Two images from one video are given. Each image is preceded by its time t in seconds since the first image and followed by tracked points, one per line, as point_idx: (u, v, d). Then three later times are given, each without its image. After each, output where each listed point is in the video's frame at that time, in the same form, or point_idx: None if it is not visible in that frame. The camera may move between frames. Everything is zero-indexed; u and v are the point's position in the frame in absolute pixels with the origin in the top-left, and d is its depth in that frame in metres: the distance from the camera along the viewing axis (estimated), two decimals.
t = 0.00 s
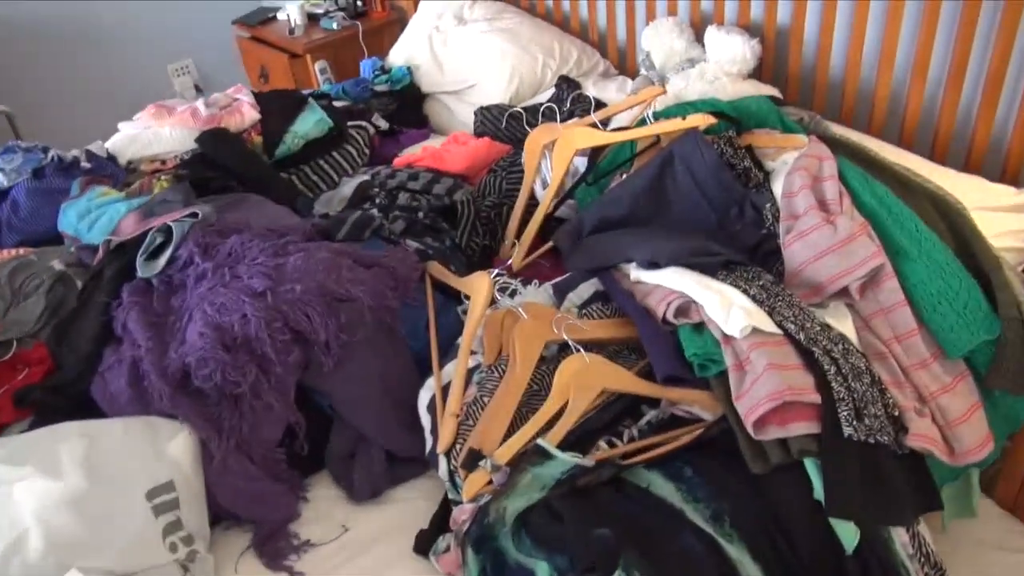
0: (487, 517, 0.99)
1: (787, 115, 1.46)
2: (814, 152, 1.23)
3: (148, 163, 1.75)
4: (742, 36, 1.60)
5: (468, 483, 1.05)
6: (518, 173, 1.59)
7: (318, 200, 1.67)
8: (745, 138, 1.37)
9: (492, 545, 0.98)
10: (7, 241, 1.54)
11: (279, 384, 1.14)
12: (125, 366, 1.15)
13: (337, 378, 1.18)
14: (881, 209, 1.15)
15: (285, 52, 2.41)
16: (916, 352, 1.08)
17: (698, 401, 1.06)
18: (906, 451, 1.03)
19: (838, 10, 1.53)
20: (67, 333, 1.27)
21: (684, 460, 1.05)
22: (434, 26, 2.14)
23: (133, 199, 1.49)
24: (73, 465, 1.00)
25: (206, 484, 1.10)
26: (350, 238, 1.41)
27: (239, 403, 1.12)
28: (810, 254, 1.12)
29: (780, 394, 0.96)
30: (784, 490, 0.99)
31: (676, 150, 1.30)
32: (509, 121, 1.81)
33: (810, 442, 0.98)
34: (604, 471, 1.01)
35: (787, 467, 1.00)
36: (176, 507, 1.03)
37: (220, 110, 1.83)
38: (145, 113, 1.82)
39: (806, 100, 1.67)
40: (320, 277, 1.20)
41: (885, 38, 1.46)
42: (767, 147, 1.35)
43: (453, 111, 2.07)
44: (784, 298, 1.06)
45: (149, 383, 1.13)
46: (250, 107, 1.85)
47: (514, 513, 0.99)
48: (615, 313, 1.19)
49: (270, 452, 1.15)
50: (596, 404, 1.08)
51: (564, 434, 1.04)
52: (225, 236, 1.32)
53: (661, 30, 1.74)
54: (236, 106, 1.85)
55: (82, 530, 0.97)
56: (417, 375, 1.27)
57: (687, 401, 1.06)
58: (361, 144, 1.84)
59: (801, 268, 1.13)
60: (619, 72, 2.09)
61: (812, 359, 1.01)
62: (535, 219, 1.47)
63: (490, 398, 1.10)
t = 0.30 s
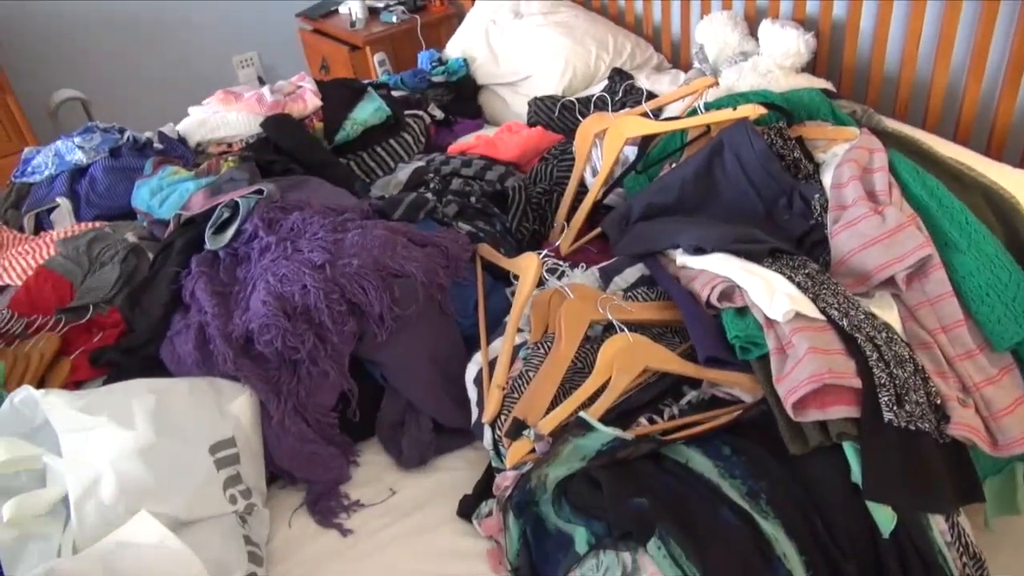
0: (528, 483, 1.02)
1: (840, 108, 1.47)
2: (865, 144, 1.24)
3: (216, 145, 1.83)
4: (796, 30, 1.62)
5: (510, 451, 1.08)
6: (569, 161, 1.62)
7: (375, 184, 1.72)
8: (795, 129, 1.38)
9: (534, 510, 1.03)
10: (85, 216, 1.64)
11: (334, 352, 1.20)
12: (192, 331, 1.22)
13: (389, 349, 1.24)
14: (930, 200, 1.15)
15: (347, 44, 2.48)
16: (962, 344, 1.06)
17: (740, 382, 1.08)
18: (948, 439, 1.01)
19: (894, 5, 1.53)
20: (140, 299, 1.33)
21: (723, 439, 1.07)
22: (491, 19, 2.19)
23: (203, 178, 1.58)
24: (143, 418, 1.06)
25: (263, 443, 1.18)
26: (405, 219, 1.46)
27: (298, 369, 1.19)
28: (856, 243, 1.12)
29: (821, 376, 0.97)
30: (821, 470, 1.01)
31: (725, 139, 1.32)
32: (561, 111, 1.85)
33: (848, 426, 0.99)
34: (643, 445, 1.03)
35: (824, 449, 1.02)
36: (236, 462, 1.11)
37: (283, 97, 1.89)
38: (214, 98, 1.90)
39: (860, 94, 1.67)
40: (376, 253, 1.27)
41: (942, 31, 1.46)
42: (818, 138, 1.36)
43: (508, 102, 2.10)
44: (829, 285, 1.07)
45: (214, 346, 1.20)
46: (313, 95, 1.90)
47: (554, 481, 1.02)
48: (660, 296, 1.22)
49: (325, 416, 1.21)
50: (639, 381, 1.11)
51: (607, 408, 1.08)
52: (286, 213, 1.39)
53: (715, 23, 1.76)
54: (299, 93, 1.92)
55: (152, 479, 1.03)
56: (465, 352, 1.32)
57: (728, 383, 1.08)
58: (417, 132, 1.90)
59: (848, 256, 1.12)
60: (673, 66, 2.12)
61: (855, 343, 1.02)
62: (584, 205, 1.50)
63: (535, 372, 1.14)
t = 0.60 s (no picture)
0: (518, 484, 1.02)
1: (833, 114, 1.47)
2: (857, 150, 1.24)
3: (209, 141, 1.83)
4: (791, 35, 1.62)
5: (500, 452, 1.08)
6: (563, 163, 1.63)
7: (369, 182, 1.71)
8: (788, 134, 1.38)
9: (523, 510, 1.03)
10: (77, 210, 1.63)
11: (325, 351, 1.20)
12: (182, 327, 1.22)
13: (380, 348, 1.24)
14: (921, 207, 1.16)
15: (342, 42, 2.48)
16: (951, 349, 1.06)
17: (728, 385, 1.09)
18: (936, 445, 1.02)
19: (888, 11, 1.53)
20: (129, 295, 1.33)
21: (713, 442, 1.07)
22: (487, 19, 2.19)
23: (196, 173, 1.57)
24: (131, 414, 1.06)
25: (252, 441, 1.17)
26: (398, 218, 1.46)
27: (288, 367, 1.19)
28: (847, 249, 1.12)
29: (810, 380, 0.97)
30: (810, 474, 1.01)
31: (718, 143, 1.32)
32: (555, 112, 1.85)
33: (837, 430, 0.99)
34: (633, 447, 1.03)
35: (812, 452, 1.02)
36: (224, 460, 1.10)
37: (277, 93, 1.89)
38: (207, 94, 1.89)
39: (853, 100, 1.68)
40: (368, 252, 1.27)
41: (936, 38, 1.46)
42: (811, 143, 1.37)
43: (502, 102, 2.10)
44: (819, 290, 1.08)
45: (204, 343, 1.20)
46: (306, 92, 1.90)
47: (544, 482, 1.01)
48: (652, 299, 1.22)
49: (315, 415, 1.20)
50: (629, 384, 1.11)
51: (597, 410, 1.08)
52: (278, 210, 1.38)
53: (710, 27, 1.76)
54: (294, 90, 1.91)
55: (140, 476, 1.02)
56: (455, 353, 1.31)
57: (718, 386, 1.09)
58: (411, 131, 1.90)
59: (839, 261, 1.13)
60: (667, 69, 2.12)
61: (844, 348, 1.02)
62: (579, 207, 1.50)
63: (526, 373, 1.14)
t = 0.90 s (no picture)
0: (518, 484, 1.02)
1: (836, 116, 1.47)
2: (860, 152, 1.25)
3: (212, 139, 1.83)
4: (795, 36, 1.62)
5: (501, 451, 1.09)
6: (565, 163, 1.63)
7: (371, 181, 1.71)
8: (791, 135, 1.38)
9: (523, 510, 1.03)
10: (79, 207, 1.63)
11: (326, 349, 1.20)
12: (184, 325, 1.22)
13: (382, 347, 1.24)
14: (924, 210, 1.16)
15: (345, 41, 2.48)
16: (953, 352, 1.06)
17: (729, 386, 1.09)
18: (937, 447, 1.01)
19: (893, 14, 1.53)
20: (131, 294, 1.33)
21: (713, 443, 1.07)
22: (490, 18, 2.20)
23: (198, 171, 1.58)
24: (132, 412, 1.06)
25: (253, 439, 1.17)
26: (400, 217, 1.46)
27: (289, 365, 1.19)
28: (849, 250, 1.13)
29: (811, 382, 0.97)
30: (811, 476, 1.01)
31: (720, 143, 1.32)
32: (558, 112, 1.85)
33: (837, 432, 0.99)
34: (634, 448, 1.03)
35: (812, 454, 1.02)
36: (225, 458, 1.10)
37: (280, 92, 1.89)
38: (210, 92, 1.89)
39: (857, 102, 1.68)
40: (370, 250, 1.27)
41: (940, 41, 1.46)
42: (814, 145, 1.37)
43: (505, 102, 2.10)
44: (821, 292, 1.08)
45: (205, 340, 1.20)
46: (309, 91, 1.90)
47: (544, 483, 1.01)
48: (653, 300, 1.22)
49: (316, 414, 1.20)
50: (630, 384, 1.12)
51: (598, 411, 1.08)
52: (280, 208, 1.39)
53: (714, 28, 1.76)
54: (297, 89, 1.91)
55: (141, 474, 1.02)
56: (457, 352, 1.31)
57: (720, 387, 1.09)
58: (414, 130, 1.90)
59: (841, 263, 1.13)
60: (671, 69, 2.12)
61: (846, 350, 1.02)
62: (580, 207, 1.50)
63: (527, 372, 1.14)
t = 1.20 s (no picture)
0: (527, 479, 1.02)
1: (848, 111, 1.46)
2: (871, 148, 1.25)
3: (223, 134, 1.83)
4: (807, 31, 1.61)
5: (511, 446, 1.09)
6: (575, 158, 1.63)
7: (381, 176, 1.71)
8: (803, 131, 1.38)
9: (532, 505, 1.02)
10: (91, 202, 1.64)
11: (336, 343, 1.21)
12: (195, 319, 1.22)
13: (391, 341, 1.24)
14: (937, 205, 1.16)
15: (356, 36, 2.48)
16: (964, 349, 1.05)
17: (738, 382, 1.09)
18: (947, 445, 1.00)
19: (906, 8, 1.52)
20: (143, 288, 1.34)
21: (723, 440, 1.06)
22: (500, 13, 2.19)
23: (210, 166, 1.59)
24: (143, 404, 1.06)
25: (263, 432, 1.18)
26: (411, 212, 1.46)
27: (299, 359, 1.20)
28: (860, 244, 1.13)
29: (821, 379, 0.96)
30: (821, 474, 1.00)
31: (731, 137, 1.32)
32: (569, 108, 1.84)
33: (848, 430, 0.97)
34: (644, 444, 1.02)
35: (823, 451, 1.01)
36: (235, 451, 1.11)
37: (291, 87, 1.89)
38: (222, 87, 1.91)
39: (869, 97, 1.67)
40: (380, 245, 1.27)
41: (954, 36, 1.46)
42: (826, 140, 1.37)
43: (515, 96, 2.10)
44: (833, 289, 1.07)
45: (216, 334, 1.21)
46: (320, 86, 1.91)
47: (553, 478, 1.01)
48: (663, 296, 1.22)
49: (326, 409, 1.21)
50: (639, 379, 1.12)
51: (608, 407, 1.08)
52: (291, 203, 1.39)
53: (726, 23, 1.75)
54: (307, 84, 1.91)
55: (152, 466, 1.03)
56: (466, 347, 1.31)
57: (730, 383, 1.09)
58: (424, 125, 1.89)
59: (853, 260, 1.13)
60: (682, 64, 2.11)
61: (856, 347, 1.01)
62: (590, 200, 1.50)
63: (536, 368, 1.14)
